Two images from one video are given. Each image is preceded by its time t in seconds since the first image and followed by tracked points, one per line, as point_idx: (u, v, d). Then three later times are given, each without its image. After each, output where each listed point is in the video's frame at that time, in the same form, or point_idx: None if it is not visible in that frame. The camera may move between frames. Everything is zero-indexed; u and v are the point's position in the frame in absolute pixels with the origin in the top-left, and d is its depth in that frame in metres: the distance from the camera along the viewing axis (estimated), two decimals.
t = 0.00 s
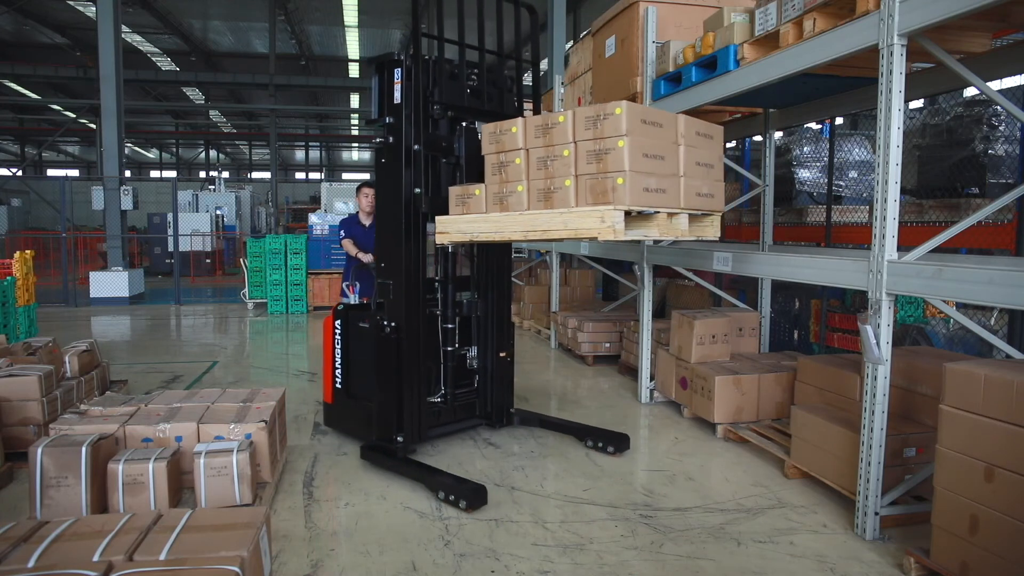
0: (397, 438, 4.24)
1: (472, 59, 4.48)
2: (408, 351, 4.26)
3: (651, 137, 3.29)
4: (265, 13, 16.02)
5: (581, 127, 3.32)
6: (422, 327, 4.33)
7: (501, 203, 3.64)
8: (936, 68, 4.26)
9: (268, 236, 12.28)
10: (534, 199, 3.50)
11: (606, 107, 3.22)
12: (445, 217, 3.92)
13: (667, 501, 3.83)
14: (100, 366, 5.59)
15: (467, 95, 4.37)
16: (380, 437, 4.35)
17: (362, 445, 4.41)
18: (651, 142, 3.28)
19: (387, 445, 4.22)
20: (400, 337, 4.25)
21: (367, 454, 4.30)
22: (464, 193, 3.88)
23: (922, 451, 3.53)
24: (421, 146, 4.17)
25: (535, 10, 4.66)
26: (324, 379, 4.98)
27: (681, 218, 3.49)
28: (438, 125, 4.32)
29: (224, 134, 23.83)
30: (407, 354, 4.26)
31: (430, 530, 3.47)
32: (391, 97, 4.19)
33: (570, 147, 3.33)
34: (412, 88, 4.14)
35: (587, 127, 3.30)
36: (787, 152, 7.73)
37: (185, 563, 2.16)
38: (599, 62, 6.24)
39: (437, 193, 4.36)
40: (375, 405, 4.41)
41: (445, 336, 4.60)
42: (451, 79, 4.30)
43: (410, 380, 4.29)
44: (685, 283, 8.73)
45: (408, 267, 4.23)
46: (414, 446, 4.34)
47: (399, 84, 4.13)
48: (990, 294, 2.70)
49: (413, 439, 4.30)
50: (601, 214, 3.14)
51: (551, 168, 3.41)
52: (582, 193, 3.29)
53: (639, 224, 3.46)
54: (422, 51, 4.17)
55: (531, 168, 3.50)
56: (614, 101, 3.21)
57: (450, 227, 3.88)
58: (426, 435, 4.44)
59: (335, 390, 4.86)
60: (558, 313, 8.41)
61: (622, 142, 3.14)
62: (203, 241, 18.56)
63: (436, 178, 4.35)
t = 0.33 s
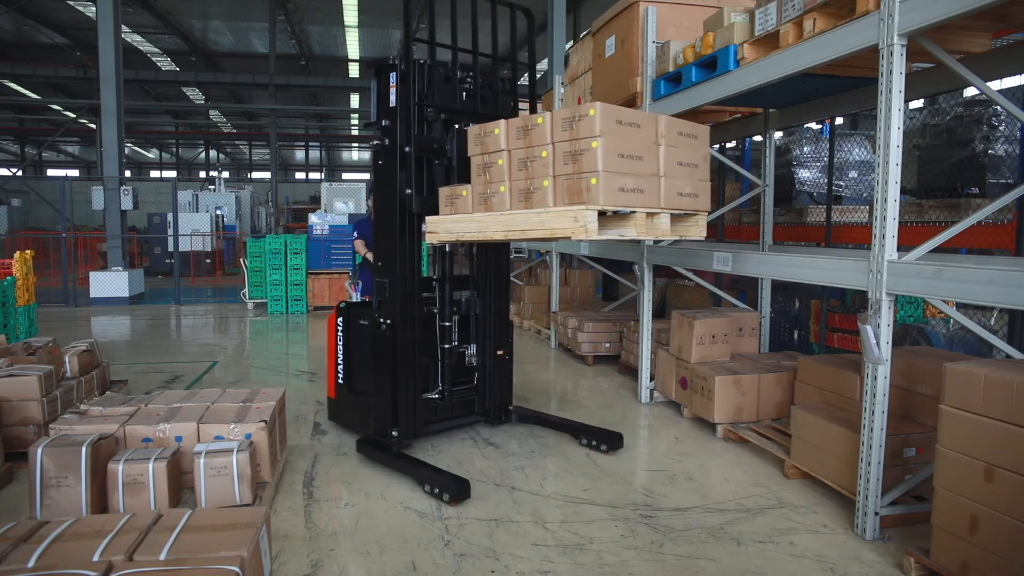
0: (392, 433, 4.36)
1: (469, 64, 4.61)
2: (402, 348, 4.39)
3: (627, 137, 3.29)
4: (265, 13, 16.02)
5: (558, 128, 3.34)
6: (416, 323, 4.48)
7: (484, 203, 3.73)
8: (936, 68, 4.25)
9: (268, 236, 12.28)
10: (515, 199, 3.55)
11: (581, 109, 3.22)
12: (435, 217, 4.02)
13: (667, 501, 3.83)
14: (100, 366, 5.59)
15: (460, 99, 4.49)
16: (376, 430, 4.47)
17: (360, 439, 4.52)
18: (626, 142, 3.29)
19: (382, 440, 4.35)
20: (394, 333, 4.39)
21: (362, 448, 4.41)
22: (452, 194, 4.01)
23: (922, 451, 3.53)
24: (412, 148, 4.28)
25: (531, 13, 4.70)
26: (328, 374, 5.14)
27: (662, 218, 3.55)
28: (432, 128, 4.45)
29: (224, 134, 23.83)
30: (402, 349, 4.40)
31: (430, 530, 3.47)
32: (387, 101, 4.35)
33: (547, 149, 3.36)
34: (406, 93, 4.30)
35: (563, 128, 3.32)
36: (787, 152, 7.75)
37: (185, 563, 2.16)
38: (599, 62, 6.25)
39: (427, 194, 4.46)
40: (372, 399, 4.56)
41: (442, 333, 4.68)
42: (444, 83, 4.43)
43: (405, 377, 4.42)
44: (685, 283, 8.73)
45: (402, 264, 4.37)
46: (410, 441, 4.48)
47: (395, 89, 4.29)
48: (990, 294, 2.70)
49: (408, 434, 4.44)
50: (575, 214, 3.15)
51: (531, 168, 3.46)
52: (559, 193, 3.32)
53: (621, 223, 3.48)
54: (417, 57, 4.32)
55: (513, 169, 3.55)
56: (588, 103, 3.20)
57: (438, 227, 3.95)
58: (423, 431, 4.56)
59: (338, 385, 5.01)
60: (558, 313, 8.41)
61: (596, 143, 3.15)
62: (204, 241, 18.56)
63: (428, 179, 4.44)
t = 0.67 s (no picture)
0: (388, 427, 4.54)
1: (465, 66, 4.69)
2: (398, 345, 4.55)
3: (604, 138, 3.32)
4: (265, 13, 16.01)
5: (536, 130, 3.39)
6: (412, 320, 4.60)
7: (470, 204, 3.83)
8: (936, 67, 4.26)
9: (268, 236, 12.28)
10: (498, 199, 3.63)
11: (557, 110, 3.26)
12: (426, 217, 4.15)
13: (667, 501, 3.83)
14: (100, 366, 5.59)
15: (456, 102, 4.56)
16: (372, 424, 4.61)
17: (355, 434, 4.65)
18: (603, 143, 3.32)
19: (378, 433, 4.49)
20: (391, 331, 4.55)
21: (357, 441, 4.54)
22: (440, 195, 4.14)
23: (922, 451, 3.53)
24: (404, 150, 4.39)
25: (528, 15, 4.67)
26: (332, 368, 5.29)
27: (644, 219, 3.53)
28: (427, 130, 4.54)
29: (224, 134, 23.84)
30: (397, 345, 4.55)
31: (430, 530, 3.47)
32: (384, 104, 4.46)
33: (527, 150, 3.41)
34: (401, 96, 4.39)
35: (540, 129, 3.37)
36: (787, 152, 7.75)
37: (185, 563, 2.16)
38: (599, 62, 6.25)
39: (420, 193, 4.56)
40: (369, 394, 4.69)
41: (440, 331, 4.71)
42: (439, 86, 4.52)
43: (401, 373, 4.58)
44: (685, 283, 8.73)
45: (398, 264, 4.50)
46: (406, 436, 4.63)
47: (390, 92, 4.39)
48: (990, 294, 2.70)
49: (404, 430, 4.61)
50: (550, 213, 3.20)
51: (513, 169, 3.52)
52: (539, 193, 3.36)
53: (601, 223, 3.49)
54: (412, 60, 4.41)
55: (496, 170, 3.63)
56: (565, 105, 3.24)
57: (429, 227, 4.05)
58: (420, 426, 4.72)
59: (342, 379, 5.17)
60: (558, 313, 8.41)
61: (571, 144, 3.18)
62: (203, 241, 18.55)
63: (422, 181, 4.54)
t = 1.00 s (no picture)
0: (385, 421, 4.61)
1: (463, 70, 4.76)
2: (395, 341, 4.63)
3: (580, 140, 3.41)
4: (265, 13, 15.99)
5: (514, 132, 3.52)
6: (410, 317, 4.68)
7: (457, 205, 3.99)
8: (937, 67, 4.26)
9: (268, 236, 12.28)
10: (480, 199, 3.78)
11: (534, 113, 3.37)
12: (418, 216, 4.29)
13: (667, 501, 3.83)
14: (100, 366, 5.59)
15: (451, 105, 4.65)
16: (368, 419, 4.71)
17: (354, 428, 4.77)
18: (580, 144, 3.41)
19: (375, 428, 4.59)
20: (388, 327, 4.63)
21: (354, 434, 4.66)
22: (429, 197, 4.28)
23: (922, 451, 3.53)
24: (398, 152, 4.47)
25: (524, 19, 4.72)
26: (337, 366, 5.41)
27: (623, 219, 3.59)
28: (422, 133, 4.61)
29: (224, 134, 23.85)
30: (394, 342, 4.63)
31: (429, 530, 3.46)
32: (382, 108, 4.56)
33: (506, 152, 3.55)
34: (398, 99, 4.48)
35: (519, 132, 3.50)
36: (787, 152, 7.76)
37: (185, 563, 2.16)
38: (599, 62, 6.25)
39: (413, 194, 4.65)
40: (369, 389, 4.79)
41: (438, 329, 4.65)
42: (434, 89, 4.62)
43: (398, 369, 4.65)
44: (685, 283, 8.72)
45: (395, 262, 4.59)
46: (401, 430, 4.70)
47: (388, 96, 4.49)
48: (990, 294, 2.70)
49: (400, 424, 4.68)
50: (523, 214, 3.35)
51: (493, 170, 3.66)
52: (517, 194, 3.48)
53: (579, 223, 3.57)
54: (409, 65, 4.50)
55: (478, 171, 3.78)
56: (540, 107, 3.34)
57: (419, 227, 4.22)
58: (416, 421, 4.81)
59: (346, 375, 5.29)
60: (558, 313, 8.41)
61: (545, 146, 3.28)
62: (204, 241, 18.55)
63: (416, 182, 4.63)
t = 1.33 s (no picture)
0: (381, 417, 4.78)
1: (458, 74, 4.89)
2: (392, 337, 4.80)
3: (560, 143, 3.54)
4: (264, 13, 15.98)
5: (496, 135, 3.66)
6: (406, 315, 4.86)
7: (445, 206, 4.17)
8: (937, 67, 4.26)
9: (268, 236, 12.28)
10: (467, 200, 3.95)
11: (513, 116, 3.50)
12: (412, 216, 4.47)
13: (667, 501, 3.83)
14: (100, 366, 5.59)
15: (444, 107, 4.80)
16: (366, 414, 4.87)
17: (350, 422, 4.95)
18: (560, 146, 3.54)
19: (371, 422, 4.75)
20: (385, 324, 4.81)
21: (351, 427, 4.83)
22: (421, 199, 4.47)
23: (922, 451, 3.53)
24: (392, 154, 4.61)
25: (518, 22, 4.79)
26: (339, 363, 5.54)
27: (604, 219, 3.70)
28: (417, 136, 4.75)
29: (224, 134, 23.86)
30: (391, 338, 4.79)
31: (429, 530, 3.46)
32: (378, 111, 4.73)
33: (489, 154, 3.70)
34: (393, 103, 4.64)
35: (500, 135, 3.64)
36: (787, 152, 7.76)
37: (185, 563, 2.16)
38: (599, 62, 6.25)
39: (406, 196, 4.81)
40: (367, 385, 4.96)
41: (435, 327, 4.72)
42: (428, 92, 4.77)
43: (394, 364, 4.82)
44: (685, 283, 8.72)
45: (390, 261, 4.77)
46: (397, 426, 4.87)
47: (383, 100, 4.64)
48: (990, 294, 2.70)
49: (396, 418, 4.85)
50: (503, 214, 3.49)
51: (478, 172, 3.82)
52: (499, 195, 3.63)
53: (561, 223, 3.69)
54: (404, 70, 4.65)
55: (464, 173, 3.95)
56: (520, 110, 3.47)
57: (410, 227, 4.38)
58: (411, 416, 4.97)
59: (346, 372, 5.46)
60: (558, 313, 8.41)
61: (524, 147, 3.41)
62: (204, 241, 18.54)
63: (410, 183, 4.79)
